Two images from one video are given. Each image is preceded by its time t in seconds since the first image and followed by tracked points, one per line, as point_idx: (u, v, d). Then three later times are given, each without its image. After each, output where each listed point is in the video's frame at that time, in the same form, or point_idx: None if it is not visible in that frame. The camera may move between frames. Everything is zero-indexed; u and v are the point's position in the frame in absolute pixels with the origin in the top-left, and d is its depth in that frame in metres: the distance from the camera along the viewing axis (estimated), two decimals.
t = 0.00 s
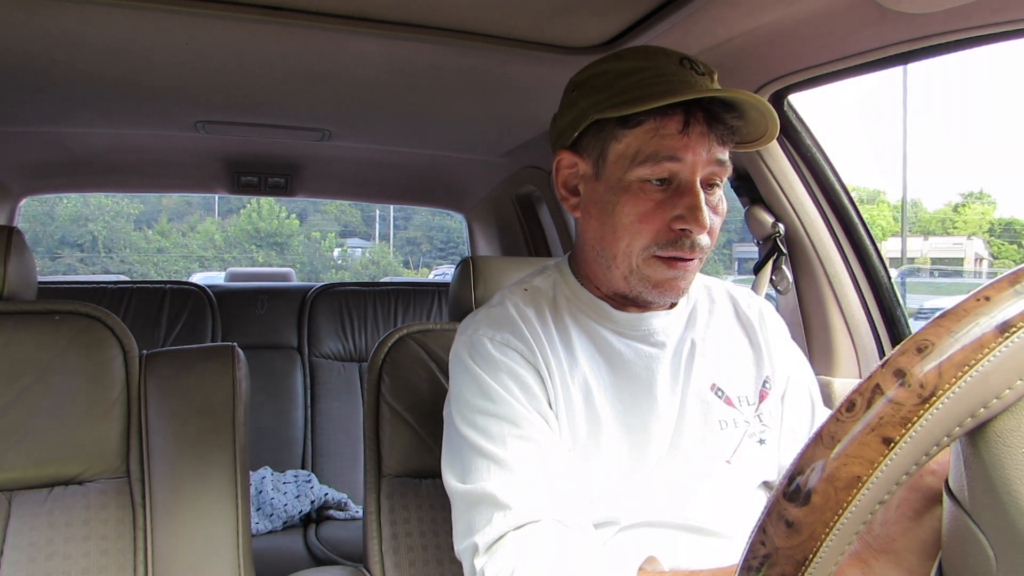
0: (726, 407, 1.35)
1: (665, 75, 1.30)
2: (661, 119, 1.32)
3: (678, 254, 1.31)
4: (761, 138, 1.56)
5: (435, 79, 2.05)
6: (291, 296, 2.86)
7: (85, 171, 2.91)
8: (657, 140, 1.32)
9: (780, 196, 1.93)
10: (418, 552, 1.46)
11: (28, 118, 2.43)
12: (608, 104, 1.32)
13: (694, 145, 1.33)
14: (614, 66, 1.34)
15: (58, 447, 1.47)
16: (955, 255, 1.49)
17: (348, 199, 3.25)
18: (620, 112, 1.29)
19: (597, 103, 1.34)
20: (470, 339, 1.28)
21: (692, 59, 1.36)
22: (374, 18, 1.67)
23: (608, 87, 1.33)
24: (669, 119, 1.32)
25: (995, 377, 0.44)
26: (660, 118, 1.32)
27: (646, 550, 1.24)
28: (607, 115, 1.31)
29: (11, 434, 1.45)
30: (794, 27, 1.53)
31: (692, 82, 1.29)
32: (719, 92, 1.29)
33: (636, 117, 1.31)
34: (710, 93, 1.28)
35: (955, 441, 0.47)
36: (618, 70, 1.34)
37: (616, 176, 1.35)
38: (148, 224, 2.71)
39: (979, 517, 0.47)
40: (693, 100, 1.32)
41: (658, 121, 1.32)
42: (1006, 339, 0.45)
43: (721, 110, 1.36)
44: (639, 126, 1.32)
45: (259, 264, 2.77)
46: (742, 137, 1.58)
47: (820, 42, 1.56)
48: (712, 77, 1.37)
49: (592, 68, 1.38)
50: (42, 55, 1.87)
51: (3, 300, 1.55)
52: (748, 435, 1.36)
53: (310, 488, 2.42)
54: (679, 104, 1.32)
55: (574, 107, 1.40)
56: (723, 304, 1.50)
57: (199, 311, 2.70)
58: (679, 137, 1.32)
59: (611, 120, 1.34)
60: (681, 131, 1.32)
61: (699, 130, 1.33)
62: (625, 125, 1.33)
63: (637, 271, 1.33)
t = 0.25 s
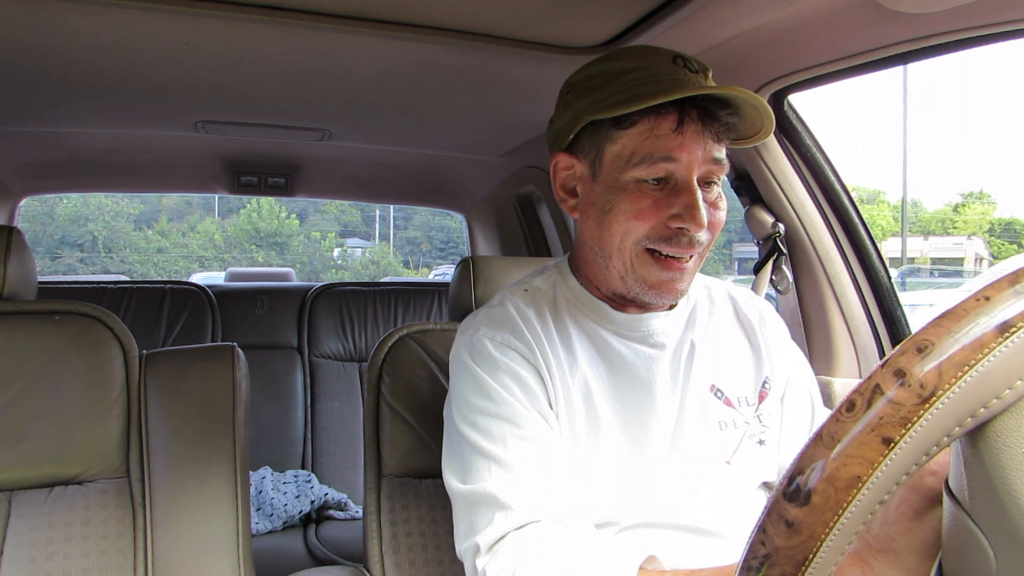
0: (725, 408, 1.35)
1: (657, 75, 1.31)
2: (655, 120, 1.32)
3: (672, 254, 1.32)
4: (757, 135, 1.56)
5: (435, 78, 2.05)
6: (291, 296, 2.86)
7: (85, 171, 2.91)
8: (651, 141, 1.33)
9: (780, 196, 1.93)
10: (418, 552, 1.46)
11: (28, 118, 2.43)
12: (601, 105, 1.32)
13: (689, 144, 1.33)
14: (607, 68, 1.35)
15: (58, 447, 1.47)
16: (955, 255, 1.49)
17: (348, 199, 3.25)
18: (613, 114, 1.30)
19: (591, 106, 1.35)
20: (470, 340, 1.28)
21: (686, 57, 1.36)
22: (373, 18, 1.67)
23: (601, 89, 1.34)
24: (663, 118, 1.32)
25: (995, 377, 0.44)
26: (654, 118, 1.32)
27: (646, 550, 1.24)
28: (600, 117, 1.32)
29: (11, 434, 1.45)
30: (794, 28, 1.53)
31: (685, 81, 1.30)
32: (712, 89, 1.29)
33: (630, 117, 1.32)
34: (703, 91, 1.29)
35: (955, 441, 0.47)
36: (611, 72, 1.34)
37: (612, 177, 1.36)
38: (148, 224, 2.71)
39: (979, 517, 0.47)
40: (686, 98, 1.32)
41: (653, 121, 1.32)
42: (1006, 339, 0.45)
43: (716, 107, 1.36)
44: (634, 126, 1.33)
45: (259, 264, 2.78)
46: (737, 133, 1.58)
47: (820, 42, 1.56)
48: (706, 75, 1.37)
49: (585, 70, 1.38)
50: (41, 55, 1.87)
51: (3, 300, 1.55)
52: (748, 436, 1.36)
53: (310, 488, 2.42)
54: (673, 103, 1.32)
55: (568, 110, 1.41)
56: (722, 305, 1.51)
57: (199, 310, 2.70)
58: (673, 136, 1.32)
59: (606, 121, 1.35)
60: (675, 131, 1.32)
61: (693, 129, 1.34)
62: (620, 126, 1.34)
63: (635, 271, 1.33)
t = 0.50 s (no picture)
0: (725, 409, 1.35)
1: (648, 71, 1.31)
2: (648, 116, 1.32)
3: (674, 249, 1.32)
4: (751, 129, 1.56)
5: (435, 78, 2.05)
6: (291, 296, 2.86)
7: (85, 172, 2.91)
8: (644, 137, 1.33)
9: (780, 196, 1.93)
10: (418, 552, 1.46)
11: (28, 118, 2.43)
12: (593, 105, 1.33)
13: (682, 139, 1.33)
14: (597, 67, 1.36)
15: (58, 447, 1.47)
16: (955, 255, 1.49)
17: (348, 199, 3.25)
18: (605, 112, 1.31)
19: (583, 105, 1.35)
20: (470, 342, 1.28)
21: (677, 53, 1.37)
22: (373, 18, 1.67)
23: (593, 87, 1.35)
24: (655, 114, 1.32)
25: (996, 377, 0.44)
26: (645, 114, 1.32)
27: (647, 551, 1.24)
28: (592, 116, 1.33)
29: (11, 434, 1.45)
30: (794, 28, 1.53)
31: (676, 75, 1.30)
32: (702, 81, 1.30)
33: (622, 114, 1.33)
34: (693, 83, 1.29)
35: (955, 441, 0.47)
36: (601, 71, 1.35)
37: (608, 176, 1.36)
38: (148, 224, 2.71)
39: (979, 518, 0.47)
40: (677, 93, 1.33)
41: (645, 118, 1.33)
42: (1006, 339, 0.45)
43: (708, 101, 1.37)
44: (626, 124, 1.33)
45: (259, 264, 2.78)
46: (731, 128, 1.58)
47: (820, 42, 1.56)
48: (696, 69, 1.38)
49: (577, 71, 1.39)
50: (41, 55, 1.87)
51: (3, 300, 1.55)
52: (747, 437, 1.36)
53: (310, 488, 2.42)
54: (664, 97, 1.32)
55: (562, 110, 1.42)
56: (722, 305, 1.51)
57: (199, 310, 2.70)
58: (665, 131, 1.33)
59: (599, 120, 1.35)
60: (667, 125, 1.33)
61: (685, 123, 1.34)
62: (613, 123, 1.34)
63: (634, 269, 1.33)
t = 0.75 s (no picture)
0: (724, 409, 1.35)
1: (645, 71, 1.31)
2: (645, 116, 1.32)
3: (674, 248, 1.31)
4: (750, 126, 1.56)
5: (435, 78, 2.05)
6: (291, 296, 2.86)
7: (85, 172, 2.91)
8: (642, 137, 1.33)
9: (780, 196, 1.93)
10: (418, 552, 1.46)
11: (28, 118, 2.43)
12: (590, 105, 1.34)
13: (680, 138, 1.33)
14: (594, 68, 1.36)
15: (57, 447, 1.47)
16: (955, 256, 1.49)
17: (348, 199, 3.25)
18: (602, 112, 1.31)
19: (580, 106, 1.36)
20: (470, 342, 1.28)
21: (674, 52, 1.36)
22: (373, 18, 1.67)
23: (590, 88, 1.35)
24: (653, 115, 1.32)
25: (995, 377, 0.44)
26: (643, 114, 1.32)
27: (648, 552, 1.24)
28: (590, 117, 1.33)
29: (11, 434, 1.45)
30: (794, 28, 1.53)
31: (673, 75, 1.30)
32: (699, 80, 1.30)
33: (619, 115, 1.33)
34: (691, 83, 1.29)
35: (954, 441, 0.47)
36: (599, 71, 1.35)
37: (607, 176, 1.36)
38: (148, 224, 2.72)
39: (979, 517, 0.47)
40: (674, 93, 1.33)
41: (643, 118, 1.33)
42: (1006, 339, 0.45)
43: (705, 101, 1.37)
44: (624, 124, 1.33)
45: (260, 264, 2.78)
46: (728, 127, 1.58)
47: (820, 43, 1.56)
48: (693, 69, 1.38)
49: (574, 72, 1.39)
50: (41, 54, 1.87)
51: (3, 300, 1.55)
52: (747, 437, 1.36)
53: (310, 488, 2.42)
54: (661, 97, 1.32)
55: (560, 111, 1.42)
56: (722, 305, 1.51)
57: (199, 310, 2.70)
58: (664, 131, 1.32)
59: (597, 121, 1.36)
60: (665, 126, 1.33)
61: (683, 122, 1.34)
62: (610, 124, 1.34)
63: (634, 269, 1.33)
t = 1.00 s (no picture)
0: (724, 410, 1.35)
1: (647, 76, 1.31)
2: (647, 120, 1.33)
3: (674, 252, 1.31)
4: (751, 130, 1.55)
5: (435, 78, 2.05)
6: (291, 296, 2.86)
7: (85, 171, 2.91)
8: (643, 142, 1.33)
9: (780, 196, 1.93)
10: (418, 552, 1.46)
11: (28, 118, 2.43)
12: (591, 108, 1.33)
13: (681, 143, 1.34)
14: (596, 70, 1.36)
15: (57, 447, 1.47)
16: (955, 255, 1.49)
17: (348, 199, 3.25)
18: (604, 117, 1.31)
19: (581, 109, 1.36)
20: (469, 343, 1.28)
21: (675, 55, 1.37)
22: (373, 18, 1.67)
23: (591, 91, 1.35)
24: (654, 119, 1.33)
25: (995, 377, 0.44)
26: (645, 119, 1.33)
27: (647, 553, 1.24)
28: (591, 120, 1.33)
29: (11, 434, 1.45)
30: (794, 28, 1.53)
31: (675, 80, 1.31)
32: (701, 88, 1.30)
33: (621, 119, 1.33)
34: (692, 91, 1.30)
35: (955, 441, 0.47)
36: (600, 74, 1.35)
37: (607, 179, 1.36)
38: (148, 224, 2.71)
39: (979, 518, 0.47)
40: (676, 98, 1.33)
41: (644, 122, 1.33)
42: (1006, 339, 0.45)
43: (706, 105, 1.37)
44: (625, 128, 1.33)
45: (260, 264, 2.78)
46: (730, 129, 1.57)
47: (820, 42, 1.56)
48: (696, 72, 1.38)
49: (574, 74, 1.39)
50: (41, 54, 1.87)
51: (3, 300, 1.55)
52: (746, 437, 1.36)
53: (310, 488, 2.42)
54: (663, 103, 1.33)
55: (560, 113, 1.42)
56: (721, 305, 1.51)
57: (199, 310, 2.70)
58: (665, 136, 1.33)
59: (598, 124, 1.36)
60: (667, 130, 1.33)
61: (685, 128, 1.34)
62: (611, 127, 1.34)
63: (634, 272, 1.33)
